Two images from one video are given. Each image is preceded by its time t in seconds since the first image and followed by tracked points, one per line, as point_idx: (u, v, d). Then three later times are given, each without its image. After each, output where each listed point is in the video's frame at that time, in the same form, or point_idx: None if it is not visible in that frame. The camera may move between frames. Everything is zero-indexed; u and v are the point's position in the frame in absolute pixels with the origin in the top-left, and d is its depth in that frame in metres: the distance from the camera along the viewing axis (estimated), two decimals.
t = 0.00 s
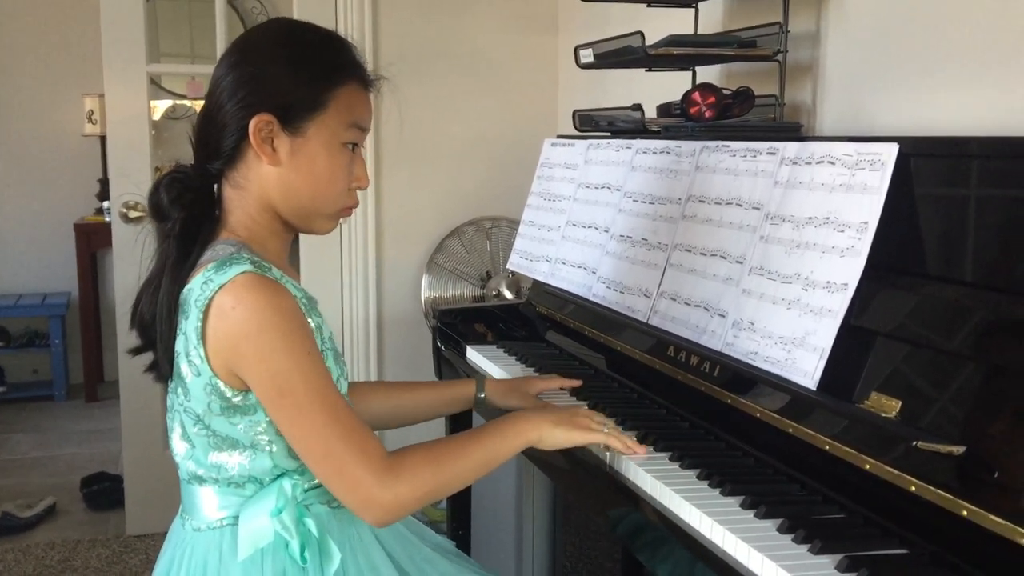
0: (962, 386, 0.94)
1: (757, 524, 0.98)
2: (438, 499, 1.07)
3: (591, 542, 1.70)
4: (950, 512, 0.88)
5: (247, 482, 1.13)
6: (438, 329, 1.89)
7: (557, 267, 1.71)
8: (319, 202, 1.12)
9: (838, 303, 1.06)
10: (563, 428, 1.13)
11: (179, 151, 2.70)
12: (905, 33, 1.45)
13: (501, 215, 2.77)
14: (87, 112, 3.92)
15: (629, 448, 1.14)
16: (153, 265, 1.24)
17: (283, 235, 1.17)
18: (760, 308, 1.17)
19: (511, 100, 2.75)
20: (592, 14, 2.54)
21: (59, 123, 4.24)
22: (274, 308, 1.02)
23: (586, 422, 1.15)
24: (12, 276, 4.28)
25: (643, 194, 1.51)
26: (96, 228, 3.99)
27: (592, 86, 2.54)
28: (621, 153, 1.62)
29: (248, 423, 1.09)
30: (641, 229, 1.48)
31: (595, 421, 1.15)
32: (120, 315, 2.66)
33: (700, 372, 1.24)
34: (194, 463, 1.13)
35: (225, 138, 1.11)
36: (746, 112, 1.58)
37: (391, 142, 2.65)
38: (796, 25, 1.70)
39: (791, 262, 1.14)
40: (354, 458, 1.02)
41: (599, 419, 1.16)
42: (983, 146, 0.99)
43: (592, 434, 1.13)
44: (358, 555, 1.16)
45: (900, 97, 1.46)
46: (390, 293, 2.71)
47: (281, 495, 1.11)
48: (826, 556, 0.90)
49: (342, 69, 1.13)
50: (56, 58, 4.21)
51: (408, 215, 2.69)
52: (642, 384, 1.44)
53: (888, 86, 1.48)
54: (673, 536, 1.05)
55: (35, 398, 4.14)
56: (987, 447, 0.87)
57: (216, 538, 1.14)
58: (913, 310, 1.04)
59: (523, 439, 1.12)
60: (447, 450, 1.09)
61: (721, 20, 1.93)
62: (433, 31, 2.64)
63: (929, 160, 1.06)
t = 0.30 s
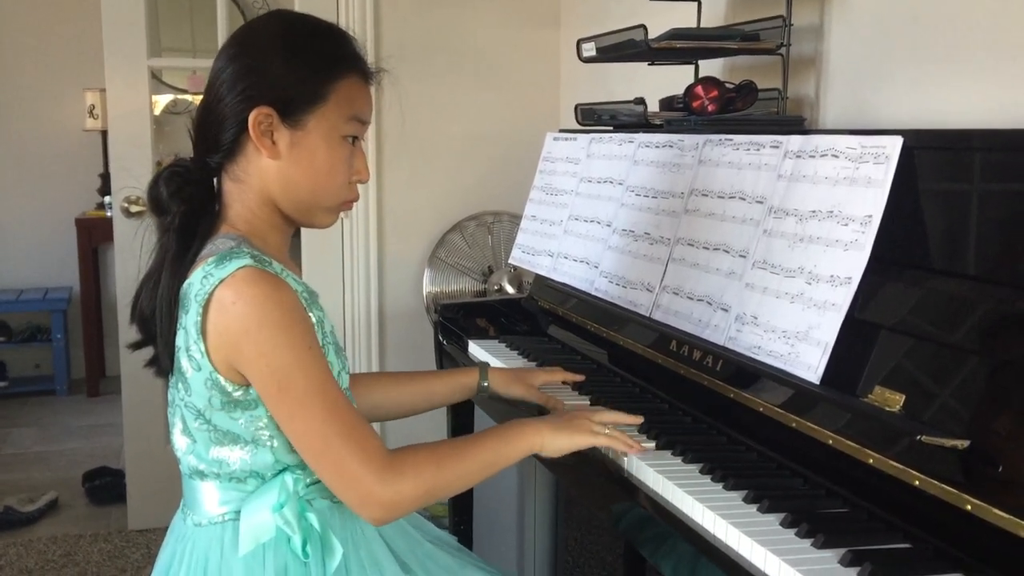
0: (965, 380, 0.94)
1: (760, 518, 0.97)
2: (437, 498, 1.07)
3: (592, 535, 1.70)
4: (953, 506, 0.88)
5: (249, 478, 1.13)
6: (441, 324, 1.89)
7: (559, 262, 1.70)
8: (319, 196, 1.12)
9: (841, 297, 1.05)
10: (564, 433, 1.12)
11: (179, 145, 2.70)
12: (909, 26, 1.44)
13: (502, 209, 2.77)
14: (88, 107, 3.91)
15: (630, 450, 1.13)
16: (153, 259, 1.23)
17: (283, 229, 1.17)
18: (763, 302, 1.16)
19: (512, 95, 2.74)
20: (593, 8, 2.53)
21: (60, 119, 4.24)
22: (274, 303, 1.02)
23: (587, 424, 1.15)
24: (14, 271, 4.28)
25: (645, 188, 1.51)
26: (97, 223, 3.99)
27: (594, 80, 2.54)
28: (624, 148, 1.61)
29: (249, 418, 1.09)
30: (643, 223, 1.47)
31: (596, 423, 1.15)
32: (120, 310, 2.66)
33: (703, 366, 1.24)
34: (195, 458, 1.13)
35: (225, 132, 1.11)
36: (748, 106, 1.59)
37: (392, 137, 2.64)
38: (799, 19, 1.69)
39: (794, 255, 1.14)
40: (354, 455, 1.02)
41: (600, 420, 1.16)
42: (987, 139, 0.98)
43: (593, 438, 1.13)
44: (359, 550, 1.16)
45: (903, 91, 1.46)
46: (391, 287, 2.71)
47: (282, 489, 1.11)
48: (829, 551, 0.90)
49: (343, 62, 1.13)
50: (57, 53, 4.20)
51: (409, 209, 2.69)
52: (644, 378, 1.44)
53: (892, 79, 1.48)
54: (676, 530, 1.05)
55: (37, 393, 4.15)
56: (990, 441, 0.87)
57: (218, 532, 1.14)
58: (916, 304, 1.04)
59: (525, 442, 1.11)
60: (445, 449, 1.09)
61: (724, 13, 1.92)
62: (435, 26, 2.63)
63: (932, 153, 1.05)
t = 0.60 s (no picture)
0: (966, 376, 0.94)
1: (760, 515, 0.97)
2: (440, 497, 1.07)
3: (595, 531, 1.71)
4: (954, 502, 0.88)
5: (250, 473, 1.13)
6: (442, 321, 1.88)
7: (560, 259, 1.70)
8: (320, 194, 1.12)
9: (841, 294, 1.05)
10: (579, 432, 1.12)
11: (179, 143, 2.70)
12: (910, 23, 1.44)
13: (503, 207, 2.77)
14: (89, 105, 3.91)
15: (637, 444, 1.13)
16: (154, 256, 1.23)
17: (284, 227, 1.17)
18: (763, 299, 1.16)
19: (512, 93, 2.74)
20: (593, 5, 2.53)
21: (61, 116, 4.24)
22: (276, 301, 1.02)
23: (598, 420, 1.14)
24: (14, 269, 4.28)
25: (646, 184, 1.51)
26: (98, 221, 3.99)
27: (594, 77, 2.54)
28: (624, 145, 1.61)
29: (250, 415, 1.09)
30: (643, 220, 1.47)
31: (610, 417, 1.14)
32: (121, 308, 2.66)
33: (703, 363, 1.24)
34: (196, 455, 1.13)
35: (226, 129, 1.11)
36: (748, 104, 1.58)
37: (392, 134, 2.64)
38: (799, 15, 1.69)
39: (794, 252, 1.14)
40: (356, 453, 1.02)
41: (609, 413, 1.15)
42: (988, 136, 0.98)
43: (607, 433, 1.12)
44: (360, 546, 1.16)
45: (903, 87, 1.46)
46: (392, 285, 2.71)
47: (283, 485, 1.11)
48: (829, 547, 0.90)
49: (344, 61, 1.13)
50: (57, 50, 4.20)
51: (410, 207, 2.69)
52: (644, 375, 1.44)
53: (891, 76, 1.48)
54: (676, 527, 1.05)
55: (37, 391, 4.15)
56: (991, 438, 0.87)
57: (219, 529, 1.14)
58: (916, 301, 1.04)
59: (538, 445, 1.10)
60: (449, 448, 1.09)
61: (724, 10, 1.92)
62: (435, 23, 2.63)
63: (932, 149, 1.05)
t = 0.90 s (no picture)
0: (965, 374, 0.94)
1: (760, 512, 0.98)
2: (436, 502, 1.07)
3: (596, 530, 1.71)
4: (952, 499, 0.88)
5: (250, 470, 1.13)
6: (441, 320, 1.89)
7: (559, 257, 1.71)
8: (323, 194, 1.12)
9: (841, 291, 1.05)
10: (569, 450, 1.10)
11: (179, 143, 2.70)
12: (909, 20, 1.44)
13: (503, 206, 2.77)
14: (88, 105, 3.91)
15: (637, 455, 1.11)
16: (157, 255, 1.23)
17: (286, 226, 1.17)
18: (762, 297, 1.17)
19: (512, 91, 2.74)
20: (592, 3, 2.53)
21: (60, 117, 4.24)
22: (278, 303, 1.02)
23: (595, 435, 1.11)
24: (14, 269, 4.28)
25: (645, 183, 1.51)
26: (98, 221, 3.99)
27: (594, 76, 2.54)
28: (623, 143, 1.61)
29: (252, 412, 1.10)
30: (643, 218, 1.48)
31: (605, 431, 1.12)
32: (121, 308, 2.66)
33: (703, 361, 1.24)
34: (196, 452, 1.13)
35: (229, 129, 1.11)
36: (748, 101, 1.58)
37: (392, 134, 2.64)
38: (798, 13, 1.69)
39: (794, 250, 1.14)
40: (354, 456, 1.02)
41: (607, 428, 1.12)
42: (987, 133, 0.98)
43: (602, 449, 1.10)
44: (360, 542, 1.16)
45: (903, 85, 1.46)
46: (392, 285, 2.71)
47: (284, 481, 1.11)
48: (829, 544, 0.90)
49: (347, 62, 1.13)
50: (56, 50, 4.20)
51: (410, 206, 2.69)
52: (644, 373, 1.44)
53: (890, 74, 1.48)
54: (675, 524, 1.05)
55: (37, 391, 4.15)
56: (991, 436, 0.87)
57: (219, 525, 1.14)
58: (916, 299, 1.04)
59: (529, 463, 1.09)
60: (447, 454, 1.09)
61: (723, 8, 1.92)
62: (435, 23, 2.63)
63: (931, 147, 1.05)
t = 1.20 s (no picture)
0: (965, 373, 0.93)
1: (761, 511, 0.97)
2: (443, 495, 1.08)
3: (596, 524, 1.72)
4: (952, 498, 0.88)
5: (254, 468, 1.13)
6: (442, 320, 1.89)
7: (559, 257, 1.70)
8: (325, 190, 1.12)
9: (841, 290, 1.05)
10: (571, 441, 1.11)
11: (179, 143, 2.70)
12: (909, 18, 1.43)
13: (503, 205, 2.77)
14: (88, 106, 3.91)
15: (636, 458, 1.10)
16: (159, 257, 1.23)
17: (289, 225, 1.17)
18: (762, 296, 1.16)
19: (512, 91, 2.74)
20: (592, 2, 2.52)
21: (60, 118, 4.24)
22: (287, 302, 1.02)
23: (596, 430, 1.13)
24: (14, 270, 4.28)
25: (645, 182, 1.51)
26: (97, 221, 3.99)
27: (593, 76, 2.54)
28: (623, 142, 1.61)
29: (257, 410, 1.09)
30: (642, 217, 1.48)
31: (605, 427, 1.13)
32: (121, 308, 2.66)
33: (703, 360, 1.24)
34: (200, 450, 1.13)
35: (228, 129, 1.11)
36: (747, 100, 1.57)
37: (392, 134, 2.64)
38: (798, 12, 1.69)
39: (793, 249, 1.13)
40: (365, 452, 1.02)
41: (608, 423, 1.13)
42: (987, 131, 0.98)
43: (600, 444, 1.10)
44: (363, 541, 1.16)
45: (902, 83, 1.45)
46: (393, 284, 2.71)
47: (288, 478, 1.11)
48: (829, 543, 0.90)
49: (343, 58, 1.12)
50: (55, 51, 4.20)
51: (410, 206, 2.69)
52: (644, 373, 1.44)
53: (890, 73, 1.48)
54: (675, 524, 1.04)
55: (37, 392, 4.14)
56: (991, 435, 0.87)
57: (223, 523, 1.13)
58: (917, 297, 1.03)
59: (531, 452, 1.11)
60: (452, 447, 1.09)
61: (722, 8, 1.92)
62: (435, 23, 2.63)
63: (931, 145, 1.05)
